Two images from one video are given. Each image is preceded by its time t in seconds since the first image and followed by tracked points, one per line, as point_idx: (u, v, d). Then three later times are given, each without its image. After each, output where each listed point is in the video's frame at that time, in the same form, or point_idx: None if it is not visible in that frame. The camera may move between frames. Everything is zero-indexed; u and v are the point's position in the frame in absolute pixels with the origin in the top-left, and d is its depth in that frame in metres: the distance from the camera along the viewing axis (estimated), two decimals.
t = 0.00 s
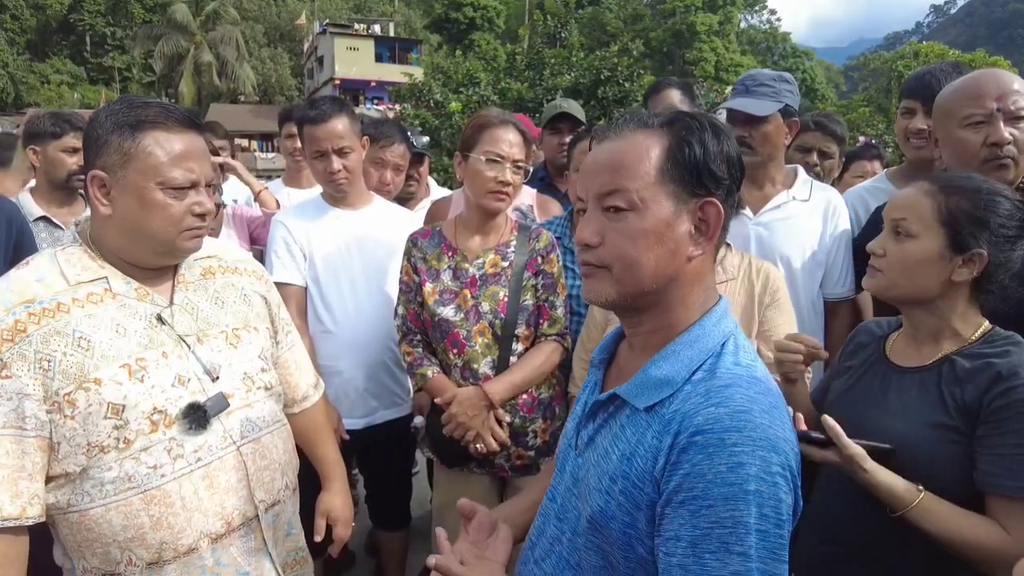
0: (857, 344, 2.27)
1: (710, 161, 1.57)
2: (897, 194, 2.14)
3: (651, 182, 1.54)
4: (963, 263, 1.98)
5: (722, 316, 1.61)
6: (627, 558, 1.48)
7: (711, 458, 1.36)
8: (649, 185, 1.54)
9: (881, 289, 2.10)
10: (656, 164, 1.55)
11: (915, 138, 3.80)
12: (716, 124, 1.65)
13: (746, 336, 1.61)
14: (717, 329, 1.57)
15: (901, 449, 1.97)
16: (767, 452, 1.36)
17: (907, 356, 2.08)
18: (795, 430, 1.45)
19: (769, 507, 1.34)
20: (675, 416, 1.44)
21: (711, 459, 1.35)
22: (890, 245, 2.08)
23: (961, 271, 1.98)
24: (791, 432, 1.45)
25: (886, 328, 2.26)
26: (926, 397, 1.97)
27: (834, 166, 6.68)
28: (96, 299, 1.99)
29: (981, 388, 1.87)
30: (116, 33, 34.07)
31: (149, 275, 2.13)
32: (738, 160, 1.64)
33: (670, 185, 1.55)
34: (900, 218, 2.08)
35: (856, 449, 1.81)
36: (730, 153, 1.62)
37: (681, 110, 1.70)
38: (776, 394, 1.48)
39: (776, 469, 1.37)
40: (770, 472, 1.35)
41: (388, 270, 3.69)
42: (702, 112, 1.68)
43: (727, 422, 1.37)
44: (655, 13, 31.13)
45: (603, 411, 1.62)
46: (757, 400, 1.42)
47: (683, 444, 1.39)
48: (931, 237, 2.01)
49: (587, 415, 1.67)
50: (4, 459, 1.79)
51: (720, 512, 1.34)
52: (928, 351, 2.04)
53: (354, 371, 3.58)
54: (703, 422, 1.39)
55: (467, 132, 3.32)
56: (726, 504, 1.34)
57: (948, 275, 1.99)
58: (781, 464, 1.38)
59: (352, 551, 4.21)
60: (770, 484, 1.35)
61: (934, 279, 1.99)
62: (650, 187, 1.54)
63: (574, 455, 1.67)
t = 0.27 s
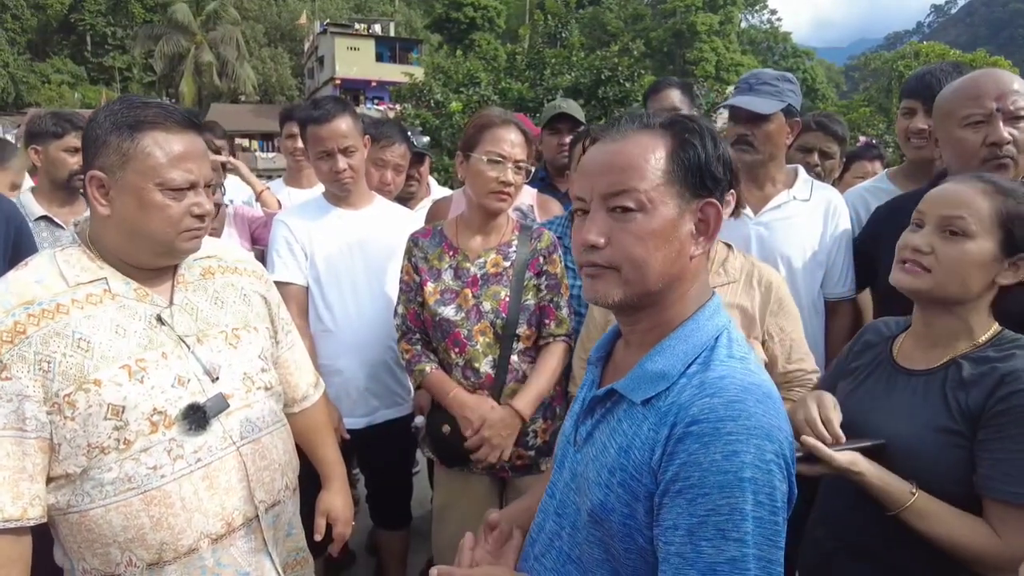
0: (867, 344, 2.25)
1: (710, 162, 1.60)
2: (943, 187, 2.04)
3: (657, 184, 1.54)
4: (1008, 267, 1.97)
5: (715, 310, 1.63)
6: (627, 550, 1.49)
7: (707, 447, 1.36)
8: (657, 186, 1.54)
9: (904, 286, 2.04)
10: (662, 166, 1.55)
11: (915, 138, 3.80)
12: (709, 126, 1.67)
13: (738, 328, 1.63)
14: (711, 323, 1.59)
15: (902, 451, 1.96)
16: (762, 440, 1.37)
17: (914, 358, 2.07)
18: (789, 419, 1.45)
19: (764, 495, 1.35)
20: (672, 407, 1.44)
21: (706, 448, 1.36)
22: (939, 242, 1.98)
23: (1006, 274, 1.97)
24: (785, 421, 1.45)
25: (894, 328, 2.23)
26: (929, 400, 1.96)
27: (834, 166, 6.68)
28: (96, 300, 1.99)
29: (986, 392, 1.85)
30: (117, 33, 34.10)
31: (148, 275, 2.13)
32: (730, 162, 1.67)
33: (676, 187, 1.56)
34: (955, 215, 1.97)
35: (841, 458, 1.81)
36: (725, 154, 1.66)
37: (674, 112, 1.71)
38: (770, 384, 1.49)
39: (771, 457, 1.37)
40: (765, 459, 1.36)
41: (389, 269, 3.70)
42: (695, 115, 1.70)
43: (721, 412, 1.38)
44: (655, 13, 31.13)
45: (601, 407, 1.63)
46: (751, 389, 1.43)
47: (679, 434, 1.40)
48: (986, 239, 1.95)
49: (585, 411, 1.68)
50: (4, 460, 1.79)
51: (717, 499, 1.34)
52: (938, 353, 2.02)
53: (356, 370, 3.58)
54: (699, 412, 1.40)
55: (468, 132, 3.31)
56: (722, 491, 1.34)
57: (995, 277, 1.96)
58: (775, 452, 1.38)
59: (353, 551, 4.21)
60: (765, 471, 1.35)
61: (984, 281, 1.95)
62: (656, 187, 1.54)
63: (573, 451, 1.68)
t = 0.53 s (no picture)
0: (876, 344, 2.25)
1: (702, 162, 1.60)
2: (958, 189, 2.03)
3: (652, 184, 1.54)
4: None
5: (709, 305, 1.64)
6: (631, 544, 1.49)
7: (709, 439, 1.37)
8: (651, 187, 1.54)
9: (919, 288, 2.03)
10: (656, 166, 1.55)
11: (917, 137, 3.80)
12: (702, 126, 1.67)
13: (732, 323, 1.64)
14: (705, 318, 1.60)
15: (920, 454, 1.95)
16: (763, 431, 1.37)
17: (928, 359, 2.06)
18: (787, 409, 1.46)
19: (766, 484, 1.35)
20: (672, 402, 1.45)
21: (709, 441, 1.36)
22: (958, 247, 1.96)
23: None
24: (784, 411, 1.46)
25: (904, 328, 2.24)
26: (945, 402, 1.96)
27: (835, 166, 6.68)
28: (98, 300, 1.99)
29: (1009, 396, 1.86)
30: (118, 32, 34.12)
31: (151, 275, 2.14)
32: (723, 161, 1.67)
33: (670, 187, 1.56)
34: (973, 219, 1.96)
35: (865, 461, 1.81)
36: (717, 154, 1.66)
37: (667, 112, 1.71)
38: (766, 377, 1.50)
39: (772, 447, 1.37)
40: (766, 449, 1.36)
41: (390, 268, 3.70)
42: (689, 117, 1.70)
43: (722, 404, 1.38)
44: (656, 13, 31.13)
45: (599, 404, 1.63)
46: (750, 382, 1.44)
47: (681, 428, 1.40)
48: (1005, 241, 1.94)
49: (583, 409, 1.68)
50: (8, 461, 1.79)
51: (721, 490, 1.34)
52: (953, 355, 2.02)
53: (357, 369, 3.59)
54: (700, 405, 1.40)
55: (471, 130, 3.31)
56: (725, 482, 1.34)
57: (1014, 279, 1.96)
58: (776, 442, 1.38)
59: (353, 550, 4.21)
60: (767, 460, 1.36)
61: (1002, 283, 1.94)
62: (652, 188, 1.54)
63: (572, 449, 1.68)
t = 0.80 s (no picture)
0: (889, 345, 2.25)
1: (700, 163, 1.60)
2: (959, 189, 2.04)
3: (652, 184, 1.54)
4: None
5: (707, 301, 1.65)
6: (640, 536, 1.49)
7: (717, 430, 1.37)
8: (651, 187, 1.54)
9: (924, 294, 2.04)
10: (656, 167, 1.55)
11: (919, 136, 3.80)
12: (700, 126, 1.67)
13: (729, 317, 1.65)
14: (704, 313, 1.60)
15: (933, 456, 1.95)
16: (769, 421, 1.38)
17: (941, 361, 2.06)
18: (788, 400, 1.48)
19: (773, 472, 1.36)
20: (678, 396, 1.45)
21: (717, 432, 1.37)
22: (956, 248, 1.97)
23: None
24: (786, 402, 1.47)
25: (917, 328, 2.24)
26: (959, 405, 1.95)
27: (836, 165, 6.67)
28: (101, 299, 1.99)
29: None
30: (119, 33, 34.15)
31: (154, 274, 2.14)
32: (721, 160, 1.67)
33: (669, 188, 1.56)
34: (969, 219, 1.96)
35: (872, 464, 1.81)
36: (715, 154, 1.66)
37: (666, 112, 1.70)
38: (767, 369, 1.50)
39: (778, 436, 1.38)
40: (773, 439, 1.37)
41: (391, 267, 3.69)
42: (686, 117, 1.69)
43: (728, 396, 1.39)
44: (657, 12, 31.13)
45: (601, 401, 1.62)
46: (752, 374, 1.45)
47: (689, 421, 1.41)
48: (1005, 240, 1.93)
49: (584, 406, 1.68)
50: (11, 459, 1.78)
51: (731, 480, 1.35)
52: (966, 358, 2.01)
53: (358, 369, 3.59)
54: (708, 398, 1.41)
55: (474, 129, 3.30)
56: (735, 471, 1.35)
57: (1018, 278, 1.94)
58: (782, 432, 1.39)
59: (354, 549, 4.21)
60: (774, 449, 1.36)
61: (1004, 283, 1.93)
62: (652, 188, 1.54)
63: (575, 445, 1.67)
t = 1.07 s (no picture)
0: (907, 344, 2.23)
1: (698, 164, 1.60)
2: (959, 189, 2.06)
3: (652, 185, 1.54)
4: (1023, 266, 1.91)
5: (703, 297, 1.65)
6: (645, 526, 1.50)
7: (717, 420, 1.38)
8: (651, 189, 1.54)
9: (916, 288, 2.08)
10: (655, 169, 1.54)
11: (922, 135, 3.80)
12: (698, 128, 1.67)
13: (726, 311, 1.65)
14: (700, 308, 1.61)
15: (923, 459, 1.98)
16: (766, 410, 1.38)
17: (947, 362, 2.04)
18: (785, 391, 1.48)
19: (773, 459, 1.36)
20: (679, 388, 1.46)
21: (717, 421, 1.37)
22: (944, 243, 2.01)
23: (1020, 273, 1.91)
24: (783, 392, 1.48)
25: (935, 330, 2.21)
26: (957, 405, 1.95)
27: (836, 165, 6.67)
28: (108, 296, 2.00)
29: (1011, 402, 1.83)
30: (120, 32, 34.14)
31: (159, 272, 2.15)
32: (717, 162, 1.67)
33: (668, 189, 1.56)
34: (956, 215, 2.00)
35: (844, 439, 1.91)
36: (713, 155, 1.66)
37: (664, 113, 1.70)
38: (763, 361, 1.51)
39: (775, 424, 1.38)
40: (771, 427, 1.37)
41: (392, 265, 3.69)
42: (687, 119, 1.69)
43: (727, 386, 1.40)
44: (657, 12, 31.12)
45: (602, 396, 1.63)
46: (750, 365, 1.46)
47: (689, 412, 1.41)
48: (986, 236, 1.94)
49: (586, 401, 1.68)
50: (17, 454, 1.77)
51: (731, 468, 1.35)
52: (971, 359, 1.99)
53: (359, 368, 3.59)
54: (707, 389, 1.41)
55: (475, 129, 3.31)
56: (736, 459, 1.35)
57: (1005, 277, 1.92)
58: (779, 420, 1.40)
59: (355, 549, 4.21)
60: (772, 437, 1.37)
61: (989, 280, 1.93)
62: (652, 190, 1.54)
63: (578, 440, 1.67)
